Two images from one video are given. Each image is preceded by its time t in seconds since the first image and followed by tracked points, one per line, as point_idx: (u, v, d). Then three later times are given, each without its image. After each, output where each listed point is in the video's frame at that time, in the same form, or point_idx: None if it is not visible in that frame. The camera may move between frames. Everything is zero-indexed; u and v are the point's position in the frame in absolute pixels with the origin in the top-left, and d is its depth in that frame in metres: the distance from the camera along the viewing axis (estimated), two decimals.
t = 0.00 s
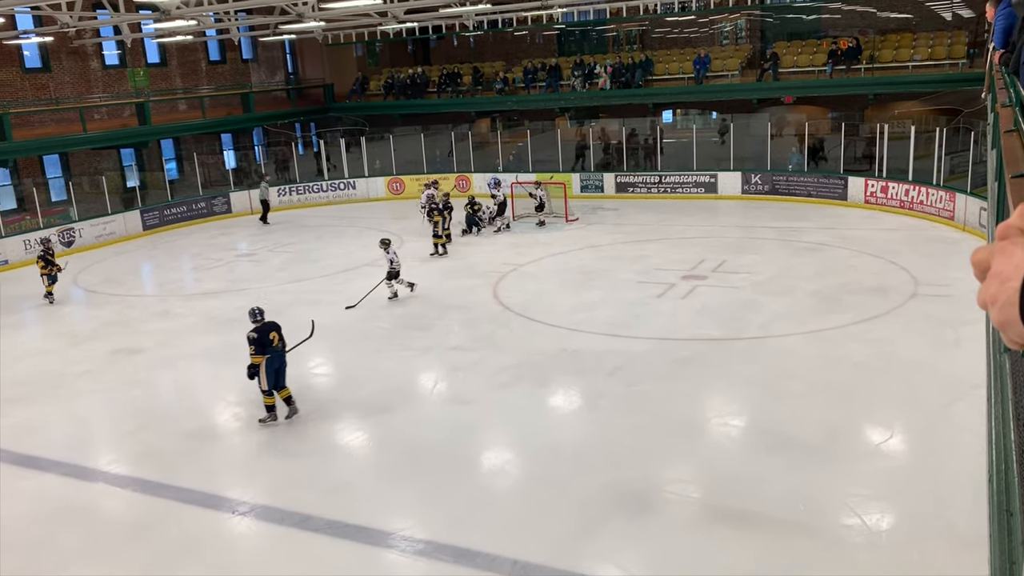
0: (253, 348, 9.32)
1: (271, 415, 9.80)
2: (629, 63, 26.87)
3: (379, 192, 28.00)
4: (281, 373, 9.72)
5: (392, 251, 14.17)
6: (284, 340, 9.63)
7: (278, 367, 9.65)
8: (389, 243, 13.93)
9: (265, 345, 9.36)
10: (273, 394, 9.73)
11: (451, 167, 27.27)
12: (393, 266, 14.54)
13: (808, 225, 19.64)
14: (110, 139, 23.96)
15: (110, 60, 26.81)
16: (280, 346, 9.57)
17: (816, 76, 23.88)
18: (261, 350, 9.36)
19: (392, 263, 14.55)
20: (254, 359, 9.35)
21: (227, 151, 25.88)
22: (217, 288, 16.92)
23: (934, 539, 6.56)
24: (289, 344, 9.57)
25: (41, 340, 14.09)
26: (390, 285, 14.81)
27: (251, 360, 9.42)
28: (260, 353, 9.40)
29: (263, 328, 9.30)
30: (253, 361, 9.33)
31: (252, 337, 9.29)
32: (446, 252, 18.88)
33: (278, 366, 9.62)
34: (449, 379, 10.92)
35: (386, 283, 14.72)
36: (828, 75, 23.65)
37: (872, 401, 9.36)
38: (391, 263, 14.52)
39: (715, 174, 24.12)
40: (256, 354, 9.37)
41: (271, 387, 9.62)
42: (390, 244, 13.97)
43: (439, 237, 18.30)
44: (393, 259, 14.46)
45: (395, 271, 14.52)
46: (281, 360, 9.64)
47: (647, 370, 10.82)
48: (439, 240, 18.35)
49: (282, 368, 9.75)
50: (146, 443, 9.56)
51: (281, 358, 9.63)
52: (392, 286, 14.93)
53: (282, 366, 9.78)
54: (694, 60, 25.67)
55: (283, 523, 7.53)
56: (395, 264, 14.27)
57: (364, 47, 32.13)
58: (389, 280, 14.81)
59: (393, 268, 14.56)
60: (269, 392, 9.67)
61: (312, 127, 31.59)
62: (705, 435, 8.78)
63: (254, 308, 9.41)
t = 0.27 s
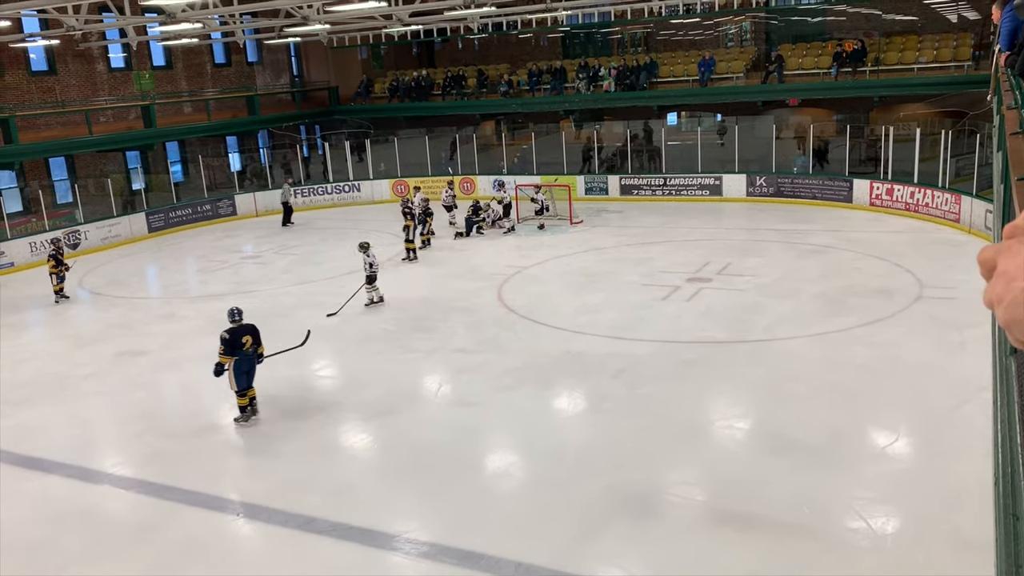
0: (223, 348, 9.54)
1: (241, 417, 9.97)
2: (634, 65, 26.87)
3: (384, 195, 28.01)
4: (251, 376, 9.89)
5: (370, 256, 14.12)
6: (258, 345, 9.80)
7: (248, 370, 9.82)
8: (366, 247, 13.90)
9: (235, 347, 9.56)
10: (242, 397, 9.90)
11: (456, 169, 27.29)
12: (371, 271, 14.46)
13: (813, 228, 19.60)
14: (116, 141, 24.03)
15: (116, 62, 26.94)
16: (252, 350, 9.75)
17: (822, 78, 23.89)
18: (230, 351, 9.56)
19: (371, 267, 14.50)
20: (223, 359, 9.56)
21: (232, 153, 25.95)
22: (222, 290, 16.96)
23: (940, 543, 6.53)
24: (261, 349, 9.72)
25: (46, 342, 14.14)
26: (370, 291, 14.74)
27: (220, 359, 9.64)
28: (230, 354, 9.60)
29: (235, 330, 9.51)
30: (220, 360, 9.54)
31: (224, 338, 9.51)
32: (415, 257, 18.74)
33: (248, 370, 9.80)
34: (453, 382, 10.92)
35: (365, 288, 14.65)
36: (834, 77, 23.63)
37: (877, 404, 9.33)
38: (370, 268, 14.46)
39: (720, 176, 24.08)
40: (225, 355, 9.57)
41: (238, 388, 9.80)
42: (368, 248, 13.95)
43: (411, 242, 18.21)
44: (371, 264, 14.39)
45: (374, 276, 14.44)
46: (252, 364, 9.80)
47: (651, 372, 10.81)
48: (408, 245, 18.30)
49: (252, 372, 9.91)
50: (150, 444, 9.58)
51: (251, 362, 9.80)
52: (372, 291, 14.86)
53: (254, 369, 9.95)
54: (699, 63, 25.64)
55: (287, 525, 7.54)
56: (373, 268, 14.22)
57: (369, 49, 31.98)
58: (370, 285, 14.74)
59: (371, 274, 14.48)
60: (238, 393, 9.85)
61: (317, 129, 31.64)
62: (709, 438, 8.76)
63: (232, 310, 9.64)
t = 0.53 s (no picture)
0: (196, 346, 9.69)
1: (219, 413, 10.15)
2: (637, 66, 26.86)
3: (386, 196, 27.90)
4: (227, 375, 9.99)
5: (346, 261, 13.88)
6: (234, 345, 9.85)
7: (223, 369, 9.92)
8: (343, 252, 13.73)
9: (207, 346, 9.68)
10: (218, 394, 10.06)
11: (459, 170, 27.32)
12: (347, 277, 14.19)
13: (816, 229, 19.59)
14: (119, 142, 24.10)
15: (120, 64, 26.92)
16: (227, 350, 9.82)
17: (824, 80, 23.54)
18: (202, 350, 9.69)
19: (345, 273, 14.29)
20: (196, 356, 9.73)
21: (236, 155, 26.02)
22: (225, 290, 16.99)
23: (944, 545, 6.50)
24: (235, 350, 9.77)
25: (50, 342, 14.17)
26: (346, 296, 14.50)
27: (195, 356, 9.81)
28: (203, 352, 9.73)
29: (208, 330, 9.61)
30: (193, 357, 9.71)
31: (199, 336, 9.65)
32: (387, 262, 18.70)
33: (224, 369, 9.89)
34: (456, 383, 10.92)
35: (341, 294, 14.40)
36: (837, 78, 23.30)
37: (881, 406, 9.32)
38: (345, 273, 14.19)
39: (723, 177, 24.02)
40: (198, 353, 9.71)
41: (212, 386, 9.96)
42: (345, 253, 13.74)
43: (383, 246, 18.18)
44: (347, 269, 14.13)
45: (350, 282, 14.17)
46: (226, 364, 9.89)
47: (654, 373, 10.80)
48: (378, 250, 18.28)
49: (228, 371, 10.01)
50: (153, 445, 9.59)
51: (226, 362, 9.89)
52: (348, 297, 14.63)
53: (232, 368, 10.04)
54: (702, 64, 25.65)
55: (289, 527, 7.53)
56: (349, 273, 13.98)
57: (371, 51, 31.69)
58: (344, 291, 14.49)
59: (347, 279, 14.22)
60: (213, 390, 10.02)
61: (320, 131, 31.69)
62: (712, 440, 8.74)
63: (211, 310, 9.72)
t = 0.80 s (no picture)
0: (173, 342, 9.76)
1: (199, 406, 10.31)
2: (637, 67, 26.88)
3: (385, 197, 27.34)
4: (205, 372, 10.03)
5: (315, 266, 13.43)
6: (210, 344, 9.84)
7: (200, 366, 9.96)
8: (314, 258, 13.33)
9: (183, 343, 9.72)
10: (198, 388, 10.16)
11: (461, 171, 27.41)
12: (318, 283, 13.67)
13: (817, 230, 19.63)
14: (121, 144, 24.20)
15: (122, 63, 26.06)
16: (204, 348, 9.83)
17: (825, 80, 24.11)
18: (178, 346, 9.74)
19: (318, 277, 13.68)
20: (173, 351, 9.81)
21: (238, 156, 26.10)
22: (227, 290, 17.02)
23: (945, 545, 6.51)
24: (209, 349, 9.76)
25: (52, 342, 14.20)
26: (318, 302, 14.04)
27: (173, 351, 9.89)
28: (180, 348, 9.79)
29: (184, 327, 9.64)
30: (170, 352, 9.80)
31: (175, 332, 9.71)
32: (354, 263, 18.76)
33: (203, 366, 9.94)
34: (457, 383, 10.94)
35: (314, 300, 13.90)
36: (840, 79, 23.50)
37: (881, 406, 9.33)
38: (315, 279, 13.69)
39: (724, 179, 23.96)
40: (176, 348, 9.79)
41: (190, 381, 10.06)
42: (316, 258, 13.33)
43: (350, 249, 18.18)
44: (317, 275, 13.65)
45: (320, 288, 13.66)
46: (203, 361, 9.91)
47: (654, 374, 10.82)
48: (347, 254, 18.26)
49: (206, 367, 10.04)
50: (154, 445, 9.61)
51: (204, 359, 9.91)
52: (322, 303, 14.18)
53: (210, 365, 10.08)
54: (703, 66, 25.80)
55: (290, 527, 7.53)
56: (319, 278, 13.51)
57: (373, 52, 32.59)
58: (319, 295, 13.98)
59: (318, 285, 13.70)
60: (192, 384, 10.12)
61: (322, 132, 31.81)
62: (713, 440, 8.75)
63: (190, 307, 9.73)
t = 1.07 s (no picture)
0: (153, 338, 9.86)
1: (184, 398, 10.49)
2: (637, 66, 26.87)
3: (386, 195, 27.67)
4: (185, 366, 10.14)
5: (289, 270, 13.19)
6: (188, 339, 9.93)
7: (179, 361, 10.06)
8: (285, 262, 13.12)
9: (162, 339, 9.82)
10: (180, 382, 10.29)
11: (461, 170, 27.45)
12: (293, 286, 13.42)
13: (816, 229, 19.64)
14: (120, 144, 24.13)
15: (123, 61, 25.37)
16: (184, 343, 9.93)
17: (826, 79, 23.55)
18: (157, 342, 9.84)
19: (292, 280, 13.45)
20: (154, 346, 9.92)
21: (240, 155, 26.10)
22: (227, 290, 17.03)
23: (947, 545, 6.49)
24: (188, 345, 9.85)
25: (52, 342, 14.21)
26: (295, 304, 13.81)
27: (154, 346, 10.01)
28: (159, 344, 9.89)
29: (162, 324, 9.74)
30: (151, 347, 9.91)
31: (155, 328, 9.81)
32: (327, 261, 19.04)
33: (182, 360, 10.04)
34: (457, 382, 10.95)
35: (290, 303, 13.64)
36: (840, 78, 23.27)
37: (881, 406, 9.33)
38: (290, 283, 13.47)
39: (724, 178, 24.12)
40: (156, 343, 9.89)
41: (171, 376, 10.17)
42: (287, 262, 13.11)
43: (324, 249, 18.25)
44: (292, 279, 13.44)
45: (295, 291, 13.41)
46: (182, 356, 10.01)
47: (654, 373, 10.82)
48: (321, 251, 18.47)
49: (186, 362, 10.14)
50: (154, 444, 9.62)
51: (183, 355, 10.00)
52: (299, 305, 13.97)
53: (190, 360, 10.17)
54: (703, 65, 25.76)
55: (289, 526, 7.52)
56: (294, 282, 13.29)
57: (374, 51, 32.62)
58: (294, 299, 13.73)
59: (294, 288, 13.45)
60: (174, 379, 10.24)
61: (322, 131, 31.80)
62: (713, 440, 8.74)
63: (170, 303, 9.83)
